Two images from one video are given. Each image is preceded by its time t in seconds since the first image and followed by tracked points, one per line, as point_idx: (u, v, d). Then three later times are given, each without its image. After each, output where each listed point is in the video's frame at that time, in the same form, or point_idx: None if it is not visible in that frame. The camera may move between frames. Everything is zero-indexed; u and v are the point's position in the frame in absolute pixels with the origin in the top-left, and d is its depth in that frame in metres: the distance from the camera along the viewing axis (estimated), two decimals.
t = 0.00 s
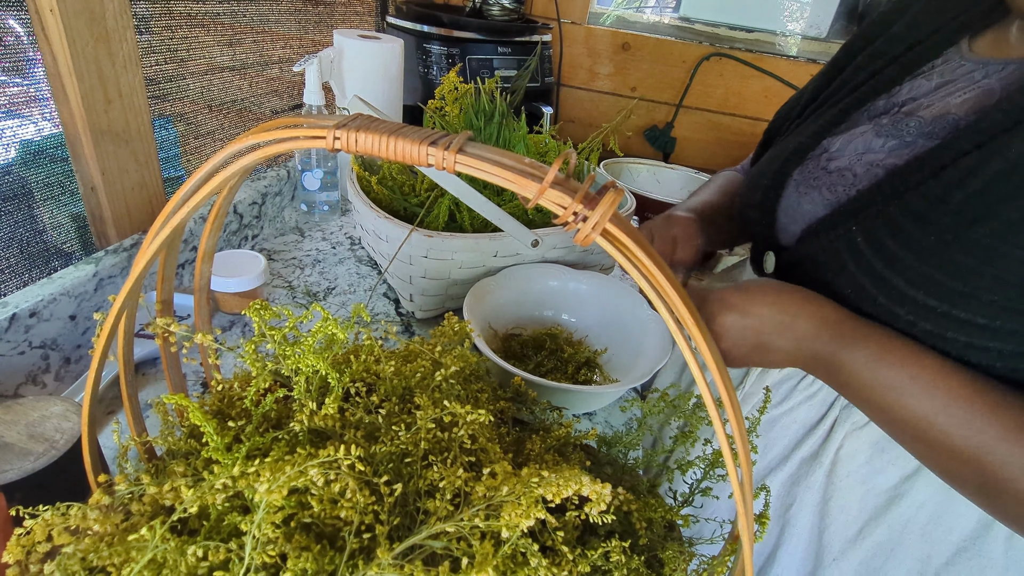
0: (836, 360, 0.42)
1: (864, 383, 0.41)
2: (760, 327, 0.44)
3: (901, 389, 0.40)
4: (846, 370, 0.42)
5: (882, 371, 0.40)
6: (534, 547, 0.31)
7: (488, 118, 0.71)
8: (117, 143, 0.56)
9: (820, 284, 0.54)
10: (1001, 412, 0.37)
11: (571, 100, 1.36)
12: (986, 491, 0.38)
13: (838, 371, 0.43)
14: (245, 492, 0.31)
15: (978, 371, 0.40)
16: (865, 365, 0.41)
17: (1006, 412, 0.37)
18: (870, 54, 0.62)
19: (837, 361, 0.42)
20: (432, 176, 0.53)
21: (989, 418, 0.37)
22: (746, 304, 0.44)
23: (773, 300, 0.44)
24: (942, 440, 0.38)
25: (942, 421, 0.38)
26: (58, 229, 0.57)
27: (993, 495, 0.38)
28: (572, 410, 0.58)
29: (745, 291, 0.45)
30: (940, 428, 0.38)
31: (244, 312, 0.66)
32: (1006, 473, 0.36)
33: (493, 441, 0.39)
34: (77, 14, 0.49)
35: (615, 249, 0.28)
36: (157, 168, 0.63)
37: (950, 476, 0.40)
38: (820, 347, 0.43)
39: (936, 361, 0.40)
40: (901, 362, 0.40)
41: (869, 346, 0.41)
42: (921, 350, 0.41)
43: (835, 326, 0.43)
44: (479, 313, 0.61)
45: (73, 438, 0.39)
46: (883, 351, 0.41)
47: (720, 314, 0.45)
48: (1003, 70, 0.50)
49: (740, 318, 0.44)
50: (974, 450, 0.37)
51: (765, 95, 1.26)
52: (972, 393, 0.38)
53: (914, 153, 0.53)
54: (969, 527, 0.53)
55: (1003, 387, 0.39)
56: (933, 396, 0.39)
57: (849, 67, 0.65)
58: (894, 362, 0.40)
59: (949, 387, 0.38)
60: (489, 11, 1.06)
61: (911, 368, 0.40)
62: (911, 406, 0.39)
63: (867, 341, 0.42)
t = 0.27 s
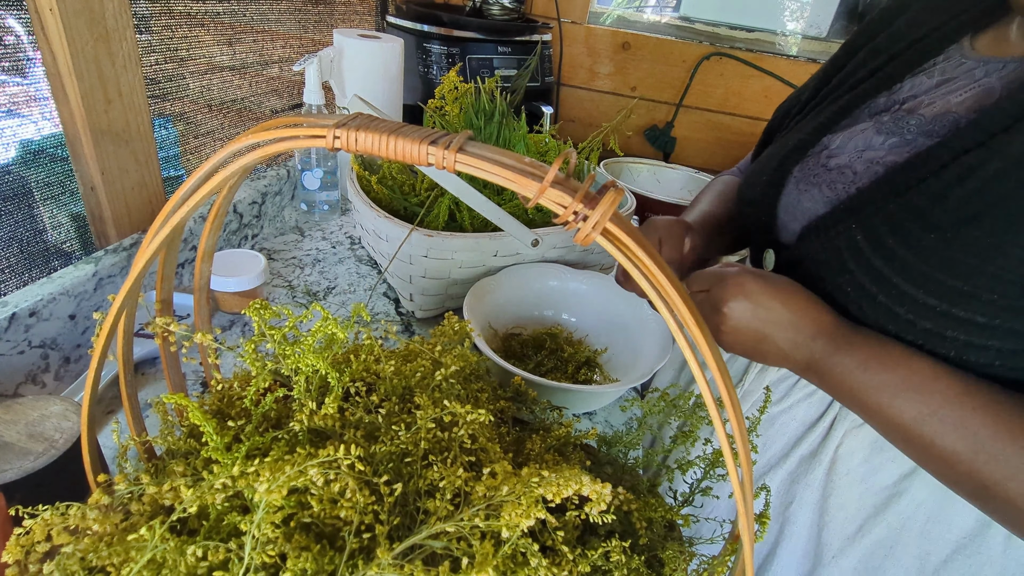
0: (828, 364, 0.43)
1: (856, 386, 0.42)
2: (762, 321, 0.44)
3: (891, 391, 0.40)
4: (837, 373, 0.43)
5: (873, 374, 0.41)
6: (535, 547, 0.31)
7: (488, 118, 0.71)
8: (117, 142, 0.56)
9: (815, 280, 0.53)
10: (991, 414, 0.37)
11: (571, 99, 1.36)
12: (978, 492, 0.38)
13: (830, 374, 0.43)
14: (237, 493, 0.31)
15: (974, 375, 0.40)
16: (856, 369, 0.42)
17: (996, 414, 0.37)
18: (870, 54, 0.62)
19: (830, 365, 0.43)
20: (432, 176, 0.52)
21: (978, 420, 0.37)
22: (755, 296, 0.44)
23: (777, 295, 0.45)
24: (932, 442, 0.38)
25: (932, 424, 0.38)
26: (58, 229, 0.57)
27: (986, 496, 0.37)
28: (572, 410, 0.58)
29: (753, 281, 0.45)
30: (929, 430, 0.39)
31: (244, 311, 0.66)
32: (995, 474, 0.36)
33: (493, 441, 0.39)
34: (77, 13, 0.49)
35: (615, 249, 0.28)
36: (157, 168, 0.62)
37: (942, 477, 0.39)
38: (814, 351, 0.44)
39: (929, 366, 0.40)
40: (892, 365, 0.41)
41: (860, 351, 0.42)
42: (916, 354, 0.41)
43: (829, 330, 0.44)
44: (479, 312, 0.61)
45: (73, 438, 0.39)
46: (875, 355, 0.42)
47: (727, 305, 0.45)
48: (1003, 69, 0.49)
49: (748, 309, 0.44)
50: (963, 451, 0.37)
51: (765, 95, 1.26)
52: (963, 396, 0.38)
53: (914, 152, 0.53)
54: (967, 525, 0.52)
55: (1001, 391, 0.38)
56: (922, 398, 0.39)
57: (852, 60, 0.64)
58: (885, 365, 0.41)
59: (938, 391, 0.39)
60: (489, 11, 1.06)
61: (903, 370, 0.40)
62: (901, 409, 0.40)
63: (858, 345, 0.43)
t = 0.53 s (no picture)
0: (857, 349, 0.45)
1: (881, 372, 0.44)
2: (797, 300, 0.46)
3: (918, 378, 0.43)
4: (863, 358, 0.45)
5: (902, 362, 0.43)
6: (534, 547, 0.31)
7: (488, 118, 0.71)
8: (117, 143, 0.56)
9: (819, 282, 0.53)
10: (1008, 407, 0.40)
11: (571, 100, 1.36)
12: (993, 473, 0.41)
13: (858, 358, 0.45)
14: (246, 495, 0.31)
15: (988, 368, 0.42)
16: (886, 354, 0.44)
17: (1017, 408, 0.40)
18: (871, 54, 0.62)
19: (858, 351, 0.45)
20: (432, 176, 0.53)
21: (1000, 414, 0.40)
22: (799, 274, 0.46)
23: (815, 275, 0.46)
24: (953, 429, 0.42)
25: (957, 413, 0.42)
26: (59, 229, 0.57)
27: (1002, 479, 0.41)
28: (572, 410, 0.58)
29: (796, 261, 0.47)
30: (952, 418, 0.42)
31: (244, 312, 0.66)
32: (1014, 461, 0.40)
33: (492, 441, 0.39)
34: (77, 13, 0.49)
35: (615, 249, 0.28)
36: (157, 168, 0.63)
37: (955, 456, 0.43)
38: (844, 336, 0.45)
39: (953, 354, 0.43)
40: (916, 354, 0.43)
41: (891, 336, 0.44)
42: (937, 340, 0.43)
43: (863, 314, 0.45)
44: (479, 313, 0.61)
45: (74, 438, 0.39)
46: (901, 341, 0.44)
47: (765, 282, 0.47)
48: (1010, 71, 0.49)
49: (787, 288, 0.46)
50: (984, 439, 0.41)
51: (765, 95, 1.26)
52: (984, 387, 0.41)
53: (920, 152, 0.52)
54: (970, 525, 0.53)
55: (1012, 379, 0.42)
56: (950, 388, 0.42)
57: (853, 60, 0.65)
58: (913, 353, 0.43)
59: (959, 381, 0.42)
60: (489, 11, 1.06)
61: (927, 361, 0.43)
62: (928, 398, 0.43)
63: (892, 328, 0.44)
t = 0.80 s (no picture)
0: (852, 371, 0.43)
1: (878, 393, 0.42)
2: (778, 329, 0.45)
3: (918, 397, 0.40)
4: (859, 381, 0.43)
5: (900, 382, 0.41)
6: (535, 547, 0.31)
7: (488, 118, 0.71)
8: (117, 143, 0.56)
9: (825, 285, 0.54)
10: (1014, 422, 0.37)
11: (571, 99, 1.36)
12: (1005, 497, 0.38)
13: (855, 381, 0.43)
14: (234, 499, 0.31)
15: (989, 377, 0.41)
16: (882, 376, 0.42)
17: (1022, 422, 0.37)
18: (872, 55, 0.62)
19: (853, 372, 0.43)
20: (432, 176, 0.52)
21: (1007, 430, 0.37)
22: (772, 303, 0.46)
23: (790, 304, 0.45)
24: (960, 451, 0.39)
25: (961, 431, 0.39)
26: (58, 229, 0.57)
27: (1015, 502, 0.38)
28: (572, 410, 0.58)
29: (767, 289, 0.47)
30: (959, 438, 0.39)
31: (244, 311, 0.66)
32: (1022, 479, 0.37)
33: (493, 441, 0.39)
34: (77, 13, 0.49)
35: (615, 249, 0.28)
36: (156, 168, 0.62)
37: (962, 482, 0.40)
38: (837, 358, 0.44)
39: (951, 372, 0.40)
40: (911, 374, 0.41)
41: (884, 355, 0.42)
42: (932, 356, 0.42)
43: (850, 334, 0.44)
44: (479, 312, 0.61)
45: (73, 438, 0.39)
46: (899, 361, 0.42)
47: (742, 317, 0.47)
48: (1008, 72, 0.49)
49: (764, 319, 0.45)
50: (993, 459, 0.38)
51: (765, 95, 1.26)
52: (987, 405, 0.38)
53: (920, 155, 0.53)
54: (971, 527, 0.53)
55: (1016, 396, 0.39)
56: (951, 407, 0.39)
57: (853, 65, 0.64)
58: (908, 373, 0.41)
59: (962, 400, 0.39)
60: (489, 11, 1.06)
61: (925, 380, 0.40)
62: (930, 417, 0.40)
63: (882, 349, 0.42)
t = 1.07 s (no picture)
0: (860, 368, 0.43)
1: (886, 390, 0.42)
2: (787, 326, 0.45)
3: (925, 395, 0.41)
4: (867, 377, 0.43)
5: (908, 379, 0.41)
6: (534, 547, 0.31)
7: (488, 118, 0.71)
8: (117, 143, 0.56)
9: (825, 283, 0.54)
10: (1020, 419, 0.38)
11: (571, 100, 1.36)
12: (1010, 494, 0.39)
13: (863, 378, 0.43)
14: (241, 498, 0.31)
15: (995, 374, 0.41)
16: (890, 373, 0.42)
17: None
18: (873, 56, 0.62)
19: (861, 369, 0.43)
20: (432, 176, 0.53)
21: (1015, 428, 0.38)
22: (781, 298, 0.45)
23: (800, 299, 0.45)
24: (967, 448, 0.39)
25: (968, 428, 0.39)
26: (59, 229, 0.57)
27: (1019, 498, 0.39)
28: (572, 410, 0.58)
29: (777, 284, 0.46)
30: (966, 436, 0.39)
31: (244, 312, 0.66)
32: None
33: (492, 441, 0.39)
34: (77, 13, 0.49)
35: (615, 249, 0.28)
36: (156, 168, 0.62)
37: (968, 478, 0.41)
38: (844, 355, 0.44)
39: (959, 368, 0.41)
40: (919, 371, 0.41)
41: (892, 352, 0.42)
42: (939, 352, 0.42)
43: (857, 330, 0.44)
44: (479, 313, 0.61)
45: (73, 438, 0.39)
46: (907, 357, 0.42)
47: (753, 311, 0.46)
48: (1009, 74, 0.49)
49: (772, 315, 0.45)
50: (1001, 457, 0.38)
51: (765, 95, 1.26)
52: (993, 402, 0.39)
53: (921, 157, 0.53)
54: (972, 527, 0.53)
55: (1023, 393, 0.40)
56: (958, 405, 0.40)
57: (852, 69, 0.64)
58: (916, 370, 0.41)
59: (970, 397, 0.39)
60: (489, 11, 1.06)
61: (932, 377, 0.41)
62: (938, 415, 0.40)
63: (890, 346, 0.43)
